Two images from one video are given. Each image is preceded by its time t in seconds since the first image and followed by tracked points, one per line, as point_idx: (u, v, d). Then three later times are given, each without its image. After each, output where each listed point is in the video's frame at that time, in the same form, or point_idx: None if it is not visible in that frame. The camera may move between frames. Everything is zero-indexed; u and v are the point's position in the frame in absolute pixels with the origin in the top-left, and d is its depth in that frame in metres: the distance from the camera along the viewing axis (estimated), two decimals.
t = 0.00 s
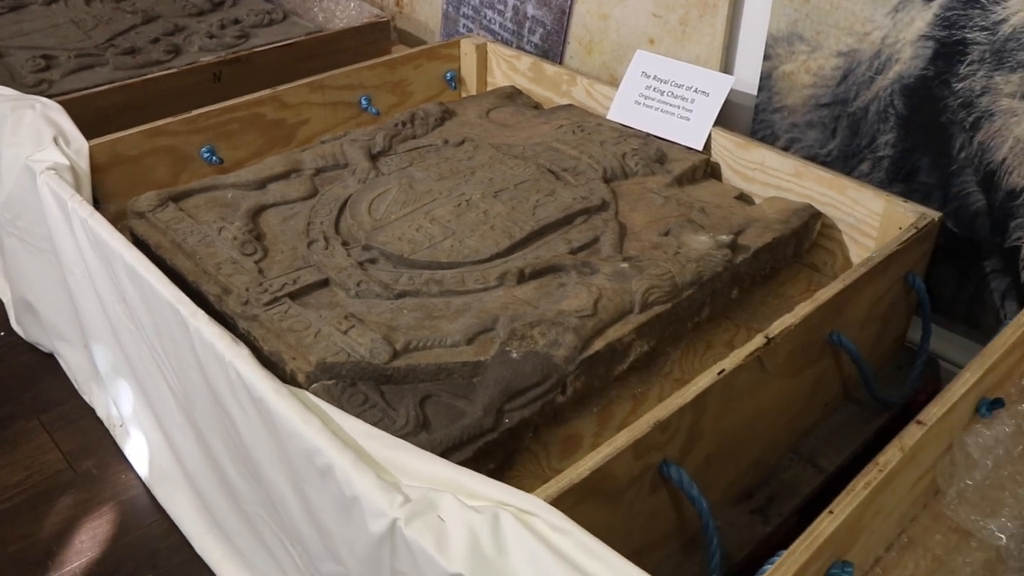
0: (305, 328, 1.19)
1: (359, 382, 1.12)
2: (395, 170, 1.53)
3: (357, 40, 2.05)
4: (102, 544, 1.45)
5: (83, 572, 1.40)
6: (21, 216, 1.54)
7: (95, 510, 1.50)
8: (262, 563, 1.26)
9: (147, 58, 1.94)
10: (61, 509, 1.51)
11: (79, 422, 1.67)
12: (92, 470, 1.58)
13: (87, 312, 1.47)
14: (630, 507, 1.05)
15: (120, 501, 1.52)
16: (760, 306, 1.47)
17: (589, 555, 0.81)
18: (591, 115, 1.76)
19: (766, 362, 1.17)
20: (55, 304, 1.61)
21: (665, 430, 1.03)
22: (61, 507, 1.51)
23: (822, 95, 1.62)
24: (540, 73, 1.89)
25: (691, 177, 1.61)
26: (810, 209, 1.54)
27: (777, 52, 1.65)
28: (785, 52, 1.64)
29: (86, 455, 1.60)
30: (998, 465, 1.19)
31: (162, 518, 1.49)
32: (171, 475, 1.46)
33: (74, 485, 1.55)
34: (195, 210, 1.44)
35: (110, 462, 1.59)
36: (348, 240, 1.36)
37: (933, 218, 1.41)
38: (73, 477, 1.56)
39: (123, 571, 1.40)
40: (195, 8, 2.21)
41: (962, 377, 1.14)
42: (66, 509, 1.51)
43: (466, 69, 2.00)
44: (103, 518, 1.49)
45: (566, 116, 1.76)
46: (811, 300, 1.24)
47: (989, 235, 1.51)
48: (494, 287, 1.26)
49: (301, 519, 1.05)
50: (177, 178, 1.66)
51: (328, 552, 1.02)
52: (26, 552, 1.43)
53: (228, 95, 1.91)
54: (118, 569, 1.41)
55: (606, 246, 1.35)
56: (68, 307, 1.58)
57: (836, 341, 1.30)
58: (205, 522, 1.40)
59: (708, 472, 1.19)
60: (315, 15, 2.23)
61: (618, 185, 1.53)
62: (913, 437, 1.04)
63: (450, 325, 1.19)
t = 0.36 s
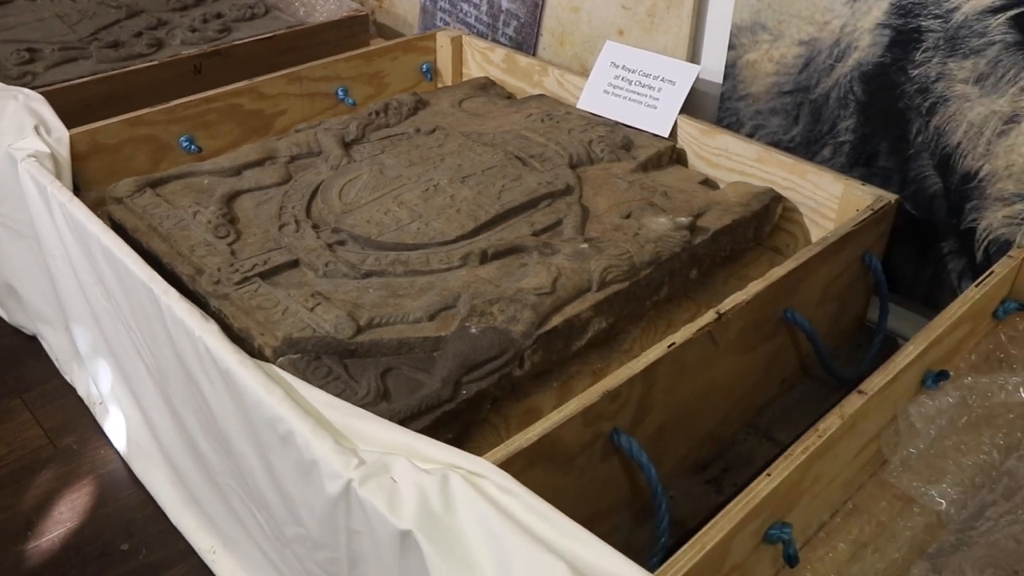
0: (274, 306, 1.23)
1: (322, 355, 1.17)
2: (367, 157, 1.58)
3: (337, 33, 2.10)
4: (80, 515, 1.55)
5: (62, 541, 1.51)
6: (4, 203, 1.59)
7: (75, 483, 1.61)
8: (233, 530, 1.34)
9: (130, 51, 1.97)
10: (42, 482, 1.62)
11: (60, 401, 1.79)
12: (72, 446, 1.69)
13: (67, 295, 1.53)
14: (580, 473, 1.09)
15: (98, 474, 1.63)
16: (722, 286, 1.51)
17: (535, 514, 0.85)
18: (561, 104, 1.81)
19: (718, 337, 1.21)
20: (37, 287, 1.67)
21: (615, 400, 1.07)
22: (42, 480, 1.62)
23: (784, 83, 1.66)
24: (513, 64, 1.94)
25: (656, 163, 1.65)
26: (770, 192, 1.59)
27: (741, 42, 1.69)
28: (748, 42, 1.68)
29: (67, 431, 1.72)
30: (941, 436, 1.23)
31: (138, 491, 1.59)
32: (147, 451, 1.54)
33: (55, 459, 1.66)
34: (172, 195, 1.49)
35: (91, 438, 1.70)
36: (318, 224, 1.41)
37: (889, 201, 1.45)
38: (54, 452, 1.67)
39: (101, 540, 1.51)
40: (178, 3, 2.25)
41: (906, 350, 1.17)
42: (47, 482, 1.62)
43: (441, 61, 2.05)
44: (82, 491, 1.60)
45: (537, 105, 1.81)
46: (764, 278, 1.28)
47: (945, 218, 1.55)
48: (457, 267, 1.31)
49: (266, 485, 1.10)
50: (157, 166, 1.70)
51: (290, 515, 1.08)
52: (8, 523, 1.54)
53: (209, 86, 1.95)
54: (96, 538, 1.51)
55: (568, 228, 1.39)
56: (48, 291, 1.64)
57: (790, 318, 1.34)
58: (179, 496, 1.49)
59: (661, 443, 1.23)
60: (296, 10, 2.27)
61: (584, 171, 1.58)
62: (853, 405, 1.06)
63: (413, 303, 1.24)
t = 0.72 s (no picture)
0: (245, 284, 1.26)
1: (291, 331, 1.20)
2: (343, 144, 1.61)
3: (320, 25, 2.14)
4: (66, 485, 1.59)
5: (48, 509, 1.55)
6: None
7: (62, 455, 1.65)
8: (211, 498, 1.37)
9: (115, 43, 2.01)
10: (30, 454, 1.66)
11: (48, 378, 1.82)
12: (60, 420, 1.72)
13: (51, 275, 1.57)
14: (539, 442, 1.12)
15: (84, 446, 1.67)
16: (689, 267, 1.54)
17: (484, 479, 0.88)
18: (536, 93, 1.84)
19: (676, 313, 1.24)
20: (23, 268, 1.71)
21: (570, 372, 1.11)
22: (30, 453, 1.66)
23: (753, 70, 1.69)
24: (490, 54, 1.98)
25: (628, 148, 1.69)
26: (739, 176, 1.61)
27: (710, 30, 1.72)
28: (717, 30, 1.71)
29: (55, 406, 1.76)
30: (897, 409, 1.26)
31: (123, 462, 1.63)
32: (132, 425, 1.57)
33: (43, 433, 1.70)
34: (151, 180, 1.52)
35: (77, 413, 1.74)
36: (292, 206, 1.44)
37: (852, 182, 1.48)
38: (41, 427, 1.71)
39: (86, 509, 1.54)
40: None
41: (859, 325, 1.19)
42: (34, 454, 1.66)
43: (421, 52, 2.09)
44: (69, 462, 1.63)
45: (513, 94, 1.84)
46: (724, 257, 1.30)
47: (911, 201, 1.56)
48: (425, 247, 1.34)
49: (235, 452, 1.14)
50: (140, 153, 1.73)
51: (258, 480, 1.11)
52: None
53: (193, 77, 1.99)
54: (82, 507, 1.55)
55: (536, 211, 1.43)
56: (34, 272, 1.68)
57: (753, 296, 1.36)
58: (161, 465, 1.53)
59: (623, 416, 1.26)
60: (281, 3, 2.30)
61: (555, 156, 1.62)
62: (802, 376, 1.08)
63: (381, 281, 1.27)
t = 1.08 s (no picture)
0: (220, 262, 1.30)
1: (263, 305, 1.23)
2: (323, 129, 1.65)
3: (307, 16, 2.18)
4: (56, 458, 1.63)
5: (39, 481, 1.59)
6: None
7: (53, 430, 1.69)
8: (192, 468, 1.41)
9: (105, 33, 2.04)
10: (22, 429, 1.69)
11: (40, 357, 1.86)
12: (51, 397, 1.76)
13: (38, 256, 1.61)
14: (501, 412, 1.15)
15: (75, 421, 1.70)
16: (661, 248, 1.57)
17: (435, 439, 0.91)
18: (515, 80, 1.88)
19: (639, 289, 1.26)
20: (14, 250, 1.75)
21: (530, 343, 1.14)
22: (21, 428, 1.70)
23: (727, 55, 1.70)
24: (473, 43, 2.01)
25: (604, 134, 1.71)
26: (712, 159, 1.63)
27: (684, 17, 1.74)
28: (691, 17, 1.73)
29: (47, 383, 1.80)
30: (859, 383, 1.28)
31: (112, 437, 1.66)
32: (119, 400, 1.61)
33: (35, 409, 1.73)
34: (134, 163, 1.56)
35: (68, 392, 1.77)
36: (269, 188, 1.48)
37: (821, 165, 1.48)
38: (33, 403, 1.75)
39: (75, 480, 1.58)
40: None
41: (815, 299, 1.21)
42: (25, 429, 1.69)
43: (405, 41, 2.12)
44: (60, 436, 1.67)
45: (493, 81, 1.88)
46: (689, 235, 1.32)
47: (882, 184, 1.56)
48: (397, 226, 1.37)
49: (208, 420, 1.17)
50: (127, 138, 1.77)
51: (230, 446, 1.14)
52: None
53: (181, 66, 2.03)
54: (71, 478, 1.59)
55: (508, 191, 1.46)
56: (23, 254, 1.72)
57: (719, 275, 1.38)
58: (147, 437, 1.57)
59: (588, 390, 1.29)
60: None
61: (531, 140, 1.65)
62: (754, 346, 1.11)
63: (352, 258, 1.30)
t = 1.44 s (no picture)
0: (196, 240, 1.34)
1: (236, 280, 1.27)
2: (302, 114, 1.69)
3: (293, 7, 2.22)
4: (41, 434, 1.67)
5: (25, 455, 1.63)
6: None
7: (39, 409, 1.73)
8: (171, 441, 1.45)
9: (92, 22, 2.08)
10: (8, 407, 1.74)
11: (27, 339, 1.90)
12: (38, 377, 1.80)
13: (24, 237, 1.65)
14: (464, 382, 1.19)
15: (60, 400, 1.75)
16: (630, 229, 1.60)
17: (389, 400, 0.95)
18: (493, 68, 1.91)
19: (602, 265, 1.30)
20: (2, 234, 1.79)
21: (492, 314, 1.18)
22: (8, 406, 1.74)
23: (699, 42, 1.73)
24: (453, 32, 2.05)
25: (578, 119, 1.75)
26: (682, 143, 1.67)
27: (657, 4, 1.77)
28: (663, 4, 1.76)
29: (34, 364, 1.84)
30: (816, 356, 1.32)
31: (96, 415, 1.70)
32: (103, 378, 1.65)
33: (21, 389, 1.78)
34: (116, 147, 1.60)
35: (54, 372, 1.81)
36: (248, 170, 1.52)
37: (786, 148, 1.53)
38: (19, 382, 1.79)
39: (60, 455, 1.63)
40: None
41: (770, 274, 1.26)
42: (12, 407, 1.74)
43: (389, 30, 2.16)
44: (45, 414, 1.71)
45: (473, 68, 1.91)
46: (652, 213, 1.37)
47: (848, 166, 1.59)
48: (370, 206, 1.41)
49: (181, 389, 1.21)
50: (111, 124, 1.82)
51: (202, 414, 1.18)
52: None
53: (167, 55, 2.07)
54: (56, 453, 1.63)
55: (479, 173, 1.50)
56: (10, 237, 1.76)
57: (683, 253, 1.42)
58: (129, 414, 1.61)
59: (552, 363, 1.33)
60: None
61: (505, 125, 1.69)
62: (708, 317, 1.15)
63: (324, 236, 1.34)
